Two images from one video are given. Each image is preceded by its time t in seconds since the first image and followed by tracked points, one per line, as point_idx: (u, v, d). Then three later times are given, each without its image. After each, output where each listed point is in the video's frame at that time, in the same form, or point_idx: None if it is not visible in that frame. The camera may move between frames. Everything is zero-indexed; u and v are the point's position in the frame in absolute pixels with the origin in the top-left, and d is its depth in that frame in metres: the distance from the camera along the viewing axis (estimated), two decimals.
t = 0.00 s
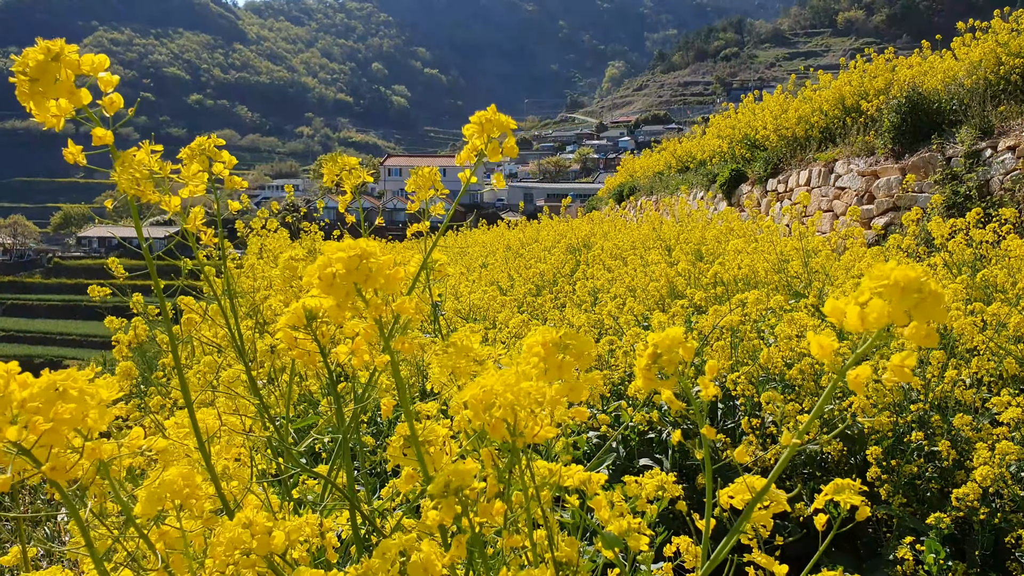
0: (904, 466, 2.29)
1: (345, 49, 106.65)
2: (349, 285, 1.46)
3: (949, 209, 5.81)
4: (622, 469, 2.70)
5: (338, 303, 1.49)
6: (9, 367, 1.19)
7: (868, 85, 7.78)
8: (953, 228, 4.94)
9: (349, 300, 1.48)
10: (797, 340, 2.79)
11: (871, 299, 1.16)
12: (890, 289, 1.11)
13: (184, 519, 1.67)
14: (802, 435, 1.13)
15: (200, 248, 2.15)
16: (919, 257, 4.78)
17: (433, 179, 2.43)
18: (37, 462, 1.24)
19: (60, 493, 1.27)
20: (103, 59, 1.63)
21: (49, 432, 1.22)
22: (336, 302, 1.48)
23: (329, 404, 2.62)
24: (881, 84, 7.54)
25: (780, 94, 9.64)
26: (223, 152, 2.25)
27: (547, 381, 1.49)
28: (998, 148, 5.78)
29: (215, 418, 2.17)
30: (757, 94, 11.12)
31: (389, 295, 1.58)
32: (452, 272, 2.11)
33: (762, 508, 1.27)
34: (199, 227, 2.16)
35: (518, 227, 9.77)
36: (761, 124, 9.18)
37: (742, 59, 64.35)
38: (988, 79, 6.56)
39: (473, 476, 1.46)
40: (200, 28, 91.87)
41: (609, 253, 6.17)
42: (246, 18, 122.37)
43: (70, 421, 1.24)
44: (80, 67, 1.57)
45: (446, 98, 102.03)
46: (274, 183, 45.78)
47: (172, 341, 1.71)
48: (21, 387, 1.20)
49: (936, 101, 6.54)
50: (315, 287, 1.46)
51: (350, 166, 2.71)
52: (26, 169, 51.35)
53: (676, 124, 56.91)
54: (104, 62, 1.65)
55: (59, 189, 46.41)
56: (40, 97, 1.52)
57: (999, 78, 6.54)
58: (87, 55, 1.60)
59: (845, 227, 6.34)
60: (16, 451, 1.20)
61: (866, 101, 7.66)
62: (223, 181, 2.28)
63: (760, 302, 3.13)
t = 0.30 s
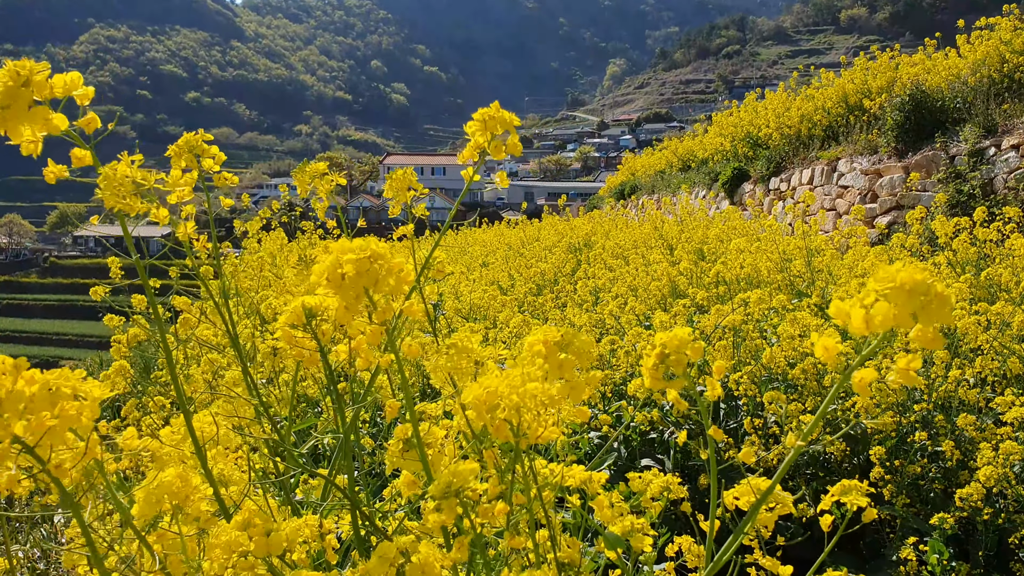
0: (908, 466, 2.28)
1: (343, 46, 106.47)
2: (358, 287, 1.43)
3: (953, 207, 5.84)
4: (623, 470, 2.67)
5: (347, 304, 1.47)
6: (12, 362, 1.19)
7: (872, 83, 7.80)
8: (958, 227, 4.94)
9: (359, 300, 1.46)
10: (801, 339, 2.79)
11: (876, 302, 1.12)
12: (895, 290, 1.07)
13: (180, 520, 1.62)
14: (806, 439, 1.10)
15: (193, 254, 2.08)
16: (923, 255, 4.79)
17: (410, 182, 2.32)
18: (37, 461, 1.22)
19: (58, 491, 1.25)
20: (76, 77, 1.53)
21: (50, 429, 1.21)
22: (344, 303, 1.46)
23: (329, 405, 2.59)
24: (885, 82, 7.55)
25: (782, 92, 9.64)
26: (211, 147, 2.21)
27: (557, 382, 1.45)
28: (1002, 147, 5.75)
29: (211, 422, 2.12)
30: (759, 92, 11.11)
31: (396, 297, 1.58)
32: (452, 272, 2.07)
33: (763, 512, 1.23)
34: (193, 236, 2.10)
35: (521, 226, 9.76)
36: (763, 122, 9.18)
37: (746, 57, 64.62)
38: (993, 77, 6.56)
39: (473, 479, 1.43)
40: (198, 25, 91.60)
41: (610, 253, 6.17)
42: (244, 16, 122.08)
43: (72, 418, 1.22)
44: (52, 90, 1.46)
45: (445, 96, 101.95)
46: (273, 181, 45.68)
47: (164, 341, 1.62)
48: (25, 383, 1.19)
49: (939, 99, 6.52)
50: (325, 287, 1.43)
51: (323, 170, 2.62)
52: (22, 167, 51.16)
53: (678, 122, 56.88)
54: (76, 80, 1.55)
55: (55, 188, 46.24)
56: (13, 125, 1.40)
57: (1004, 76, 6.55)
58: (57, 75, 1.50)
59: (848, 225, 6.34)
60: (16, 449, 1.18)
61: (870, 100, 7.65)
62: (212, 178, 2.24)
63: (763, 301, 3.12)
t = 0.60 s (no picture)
0: (913, 467, 2.26)
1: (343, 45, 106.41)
2: (369, 293, 1.44)
3: (957, 207, 5.82)
4: (627, 472, 2.67)
5: (357, 309, 1.47)
6: None
7: (875, 82, 7.74)
8: (962, 227, 4.92)
9: (370, 305, 1.46)
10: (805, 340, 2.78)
11: (897, 314, 1.14)
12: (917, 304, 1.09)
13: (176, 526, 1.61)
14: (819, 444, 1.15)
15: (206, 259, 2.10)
16: (928, 255, 4.77)
17: (458, 183, 2.42)
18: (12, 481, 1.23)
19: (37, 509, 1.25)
20: (103, 81, 1.57)
21: (24, 445, 1.21)
22: (355, 308, 1.46)
23: (331, 406, 2.57)
24: (889, 81, 7.53)
25: (785, 91, 9.64)
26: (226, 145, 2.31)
27: (579, 404, 1.40)
28: (1007, 146, 5.73)
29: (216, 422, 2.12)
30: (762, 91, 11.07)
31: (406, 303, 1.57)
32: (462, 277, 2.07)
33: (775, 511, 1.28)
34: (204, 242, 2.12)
35: (524, 226, 9.75)
36: (767, 121, 9.17)
37: (749, 56, 64.49)
38: (998, 76, 6.57)
39: (480, 482, 1.45)
40: (197, 23, 91.40)
41: (612, 253, 6.16)
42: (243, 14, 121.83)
43: (45, 433, 1.22)
44: (78, 93, 1.50)
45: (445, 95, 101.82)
46: (272, 181, 45.62)
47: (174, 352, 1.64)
48: None
49: (944, 97, 6.51)
50: (336, 291, 1.44)
51: (342, 170, 2.66)
52: (19, 167, 51.03)
53: (680, 122, 56.75)
54: (104, 83, 1.60)
55: (53, 188, 46.10)
56: (36, 124, 1.46)
57: (1010, 74, 6.55)
58: (85, 78, 1.54)
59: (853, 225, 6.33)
60: None
61: (874, 99, 7.63)
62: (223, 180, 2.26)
63: (767, 302, 3.11)
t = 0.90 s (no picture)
0: (921, 468, 2.25)
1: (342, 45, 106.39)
2: (383, 286, 1.43)
3: (962, 207, 5.81)
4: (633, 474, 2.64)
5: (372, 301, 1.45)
6: None
7: (879, 81, 7.70)
8: (969, 226, 4.90)
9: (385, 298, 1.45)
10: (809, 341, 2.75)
11: (930, 330, 1.17)
12: (953, 318, 1.11)
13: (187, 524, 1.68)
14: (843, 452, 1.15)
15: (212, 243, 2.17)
16: (935, 254, 4.75)
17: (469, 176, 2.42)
18: (17, 469, 1.30)
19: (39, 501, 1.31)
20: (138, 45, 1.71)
21: (34, 432, 1.28)
22: (369, 300, 1.45)
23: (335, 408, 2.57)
24: (894, 79, 7.51)
25: (791, 90, 9.63)
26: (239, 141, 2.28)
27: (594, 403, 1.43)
28: (1012, 146, 5.74)
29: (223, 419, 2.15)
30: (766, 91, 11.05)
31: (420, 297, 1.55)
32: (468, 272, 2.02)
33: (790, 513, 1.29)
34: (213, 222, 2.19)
35: (529, 225, 9.74)
36: (772, 120, 9.16)
37: (752, 54, 64.45)
38: (1003, 74, 6.46)
39: (492, 484, 1.43)
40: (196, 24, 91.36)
41: (616, 253, 6.15)
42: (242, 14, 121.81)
43: (53, 422, 1.29)
44: (113, 49, 1.63)
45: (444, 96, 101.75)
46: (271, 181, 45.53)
47: (182, 336, 1.74)
48: None
49: (950, 98, 6.55)
50: (350, 283, 1.43)
51: (380, 158, 2.70)
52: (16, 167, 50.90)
53: (682, 122, 56.70)
54: (137, 48, 1.73)
55: (50, 188, 45.97)
56: (69, 76, 1.58)
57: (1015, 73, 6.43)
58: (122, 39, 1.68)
59: (857, 225, 6.33)
60: None
61: (878, 97, 7.61)
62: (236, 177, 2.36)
63: (771, 302, 3.11)
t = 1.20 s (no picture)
0: (926, 471, 2.22)
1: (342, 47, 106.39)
2: (362, 278, 1.48)
3: (968, 207, 5.82)
4: (636, 476, 2.61)
5: (353, 297, 1.51)
6: (59, 348, 1.23)
7: (885, 80, 7.68)
8: (975, 227, 4.87)
9: (364, 293, 1.50)
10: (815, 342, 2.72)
11: (912, 295, 1.19)
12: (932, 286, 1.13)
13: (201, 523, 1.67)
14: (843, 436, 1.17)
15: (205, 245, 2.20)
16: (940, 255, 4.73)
17: (426, 177, 2.43)
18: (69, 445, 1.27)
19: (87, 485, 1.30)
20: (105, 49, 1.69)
21: (91, 414, 1.29)
22: (350, 297, 1.51)
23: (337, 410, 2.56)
24: (899, 79, 7.48)
25: (795, 89, 9.61)
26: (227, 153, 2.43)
27: (584, 382, 1.59)
28: (1018, 146, 5.74)
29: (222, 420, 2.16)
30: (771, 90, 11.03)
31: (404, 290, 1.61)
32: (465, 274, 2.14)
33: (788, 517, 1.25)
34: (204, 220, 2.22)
35: (532, 226, 9.72)
36: (776, 120, 9.13)
37: (757, 54, 64.42)
38: (1009, 74, 6.40)
39: (494, 478, 1.56)
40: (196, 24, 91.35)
41: (619, 253, 6.14)
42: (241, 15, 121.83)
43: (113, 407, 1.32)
44: (82, 57, 1.62)
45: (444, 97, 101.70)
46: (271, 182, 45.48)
47: (178, 342, 1.78)
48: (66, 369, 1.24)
49: (956, 97, 6.53)
50: (329, 280, 1.48)
51: (357, 163, 2.66)
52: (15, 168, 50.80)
53: (687, 122, 56.61)
54: (106, 50, 1.74)
55: (48, 189, 45.87)
56: (43, 88, 1.57)
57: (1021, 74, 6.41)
58: (89, 46, 1.67)
59: (862, 226, 6.33)
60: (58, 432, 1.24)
61: (883, 97, 7.58)
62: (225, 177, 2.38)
63: (777, 303, 3.09)
